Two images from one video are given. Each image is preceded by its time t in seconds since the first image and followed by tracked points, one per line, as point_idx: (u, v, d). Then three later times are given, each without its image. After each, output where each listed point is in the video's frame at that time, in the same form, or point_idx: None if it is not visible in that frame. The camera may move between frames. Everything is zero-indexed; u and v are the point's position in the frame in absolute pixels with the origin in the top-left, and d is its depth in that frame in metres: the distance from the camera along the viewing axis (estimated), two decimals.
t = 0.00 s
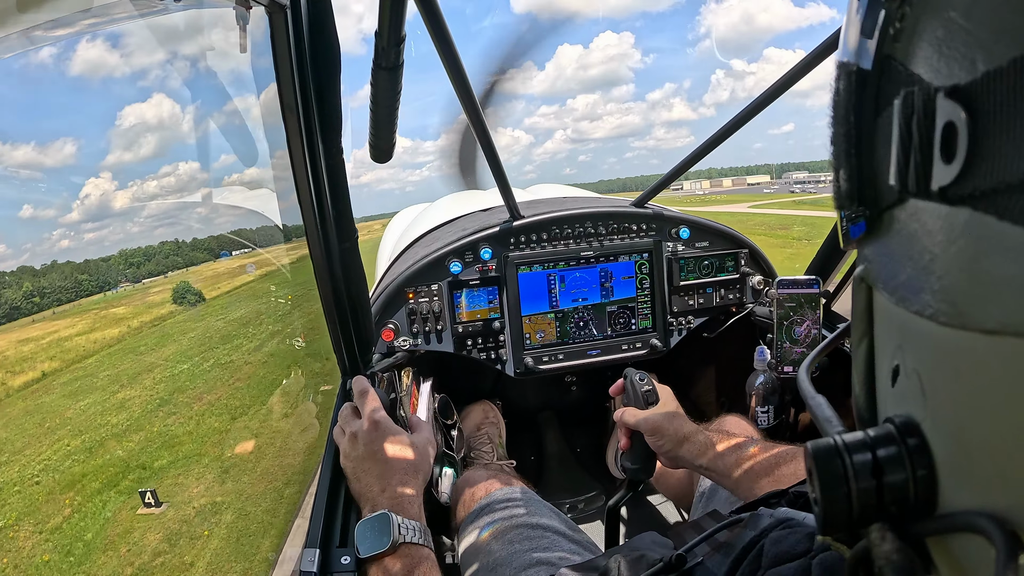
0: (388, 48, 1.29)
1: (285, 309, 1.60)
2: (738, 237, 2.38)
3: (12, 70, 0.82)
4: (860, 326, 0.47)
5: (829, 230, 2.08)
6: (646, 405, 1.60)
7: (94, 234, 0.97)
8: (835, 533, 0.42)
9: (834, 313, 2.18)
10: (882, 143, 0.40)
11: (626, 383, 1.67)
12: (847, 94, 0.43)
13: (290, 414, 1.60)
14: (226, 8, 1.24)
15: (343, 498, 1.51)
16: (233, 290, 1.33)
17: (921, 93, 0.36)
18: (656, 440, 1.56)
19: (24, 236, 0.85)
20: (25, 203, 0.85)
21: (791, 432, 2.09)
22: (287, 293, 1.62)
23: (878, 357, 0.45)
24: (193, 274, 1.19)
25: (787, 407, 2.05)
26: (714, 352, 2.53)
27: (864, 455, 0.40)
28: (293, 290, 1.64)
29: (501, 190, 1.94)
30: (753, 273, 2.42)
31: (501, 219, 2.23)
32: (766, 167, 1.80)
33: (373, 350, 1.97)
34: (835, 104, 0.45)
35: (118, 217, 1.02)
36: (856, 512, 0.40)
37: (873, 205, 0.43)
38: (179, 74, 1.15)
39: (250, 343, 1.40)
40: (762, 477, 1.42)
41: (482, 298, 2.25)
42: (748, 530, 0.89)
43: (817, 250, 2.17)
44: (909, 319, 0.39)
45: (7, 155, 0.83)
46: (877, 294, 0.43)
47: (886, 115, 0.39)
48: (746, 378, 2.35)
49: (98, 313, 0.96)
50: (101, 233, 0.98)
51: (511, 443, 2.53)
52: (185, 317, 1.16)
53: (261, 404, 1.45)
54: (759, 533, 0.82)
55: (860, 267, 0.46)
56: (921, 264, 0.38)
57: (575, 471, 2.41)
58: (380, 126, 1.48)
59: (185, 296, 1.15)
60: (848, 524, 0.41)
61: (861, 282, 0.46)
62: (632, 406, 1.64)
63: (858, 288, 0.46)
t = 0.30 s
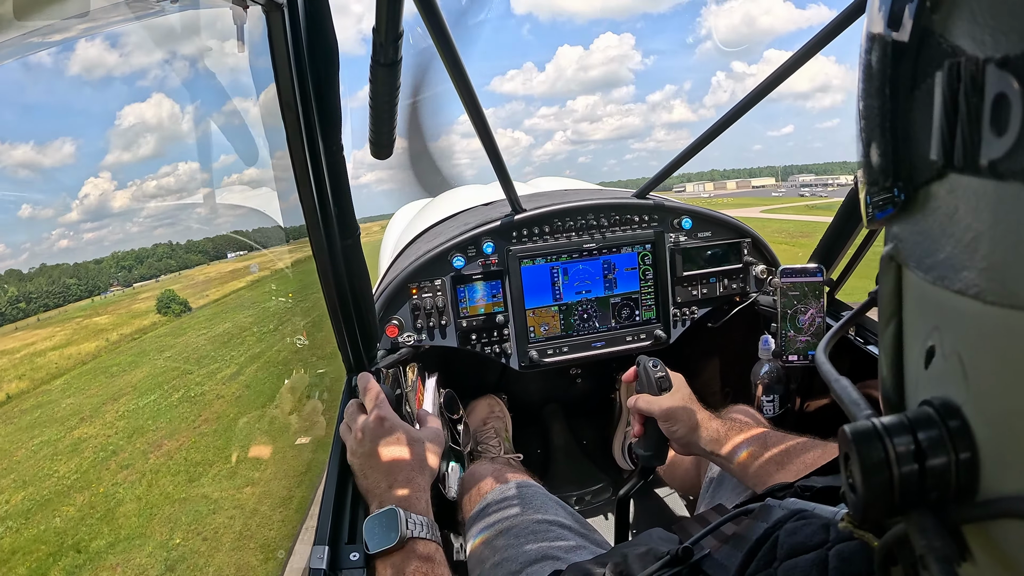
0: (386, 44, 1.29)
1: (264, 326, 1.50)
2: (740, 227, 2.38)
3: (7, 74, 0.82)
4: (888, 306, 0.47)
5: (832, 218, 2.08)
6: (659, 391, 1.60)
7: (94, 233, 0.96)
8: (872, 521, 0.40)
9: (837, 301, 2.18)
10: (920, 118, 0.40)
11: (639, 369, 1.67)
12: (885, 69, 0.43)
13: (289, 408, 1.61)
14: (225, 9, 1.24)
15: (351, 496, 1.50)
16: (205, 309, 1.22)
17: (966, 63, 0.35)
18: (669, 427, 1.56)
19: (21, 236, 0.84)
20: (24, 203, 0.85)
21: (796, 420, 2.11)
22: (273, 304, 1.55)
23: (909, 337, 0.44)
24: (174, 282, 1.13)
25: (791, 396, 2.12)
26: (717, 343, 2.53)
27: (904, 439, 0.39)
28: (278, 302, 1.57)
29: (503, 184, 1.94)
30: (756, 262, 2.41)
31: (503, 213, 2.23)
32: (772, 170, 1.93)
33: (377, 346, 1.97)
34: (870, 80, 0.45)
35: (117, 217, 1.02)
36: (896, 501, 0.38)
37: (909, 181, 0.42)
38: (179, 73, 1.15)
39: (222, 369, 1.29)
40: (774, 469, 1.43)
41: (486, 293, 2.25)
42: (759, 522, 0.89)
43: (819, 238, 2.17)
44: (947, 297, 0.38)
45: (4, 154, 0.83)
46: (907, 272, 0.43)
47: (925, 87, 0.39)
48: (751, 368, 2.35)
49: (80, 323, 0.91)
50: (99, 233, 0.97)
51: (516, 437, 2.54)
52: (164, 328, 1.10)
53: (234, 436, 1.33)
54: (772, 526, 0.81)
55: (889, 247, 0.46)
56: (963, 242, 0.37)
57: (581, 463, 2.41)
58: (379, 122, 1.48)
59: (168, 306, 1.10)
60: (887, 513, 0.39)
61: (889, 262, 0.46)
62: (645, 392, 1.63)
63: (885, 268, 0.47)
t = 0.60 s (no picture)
0: (384, 44, 1.28)
1: (247, 346, 1.39)
2: (742, 221, 2.37)
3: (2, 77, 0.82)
4: (911, 302, 0.46)
5: (834, 210, 2.07)
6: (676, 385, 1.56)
7: (94, 233, 0.97)
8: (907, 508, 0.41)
9: (840, 294, 2.17)
10: (947, 118, 0.41)
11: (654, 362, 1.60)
12: (910, 72, 0.44)
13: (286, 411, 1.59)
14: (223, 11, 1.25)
15: (356, 497, 1.50)
16: (174, 333, 1.12)
17: (994, 66, 0.36)
18: (684, 419, 1.58)
19: (18, 236, 0.85)
20: (23, 201, 0.85)
21: (800, 413, 2.11)
22: (257, 317, 1.45)
23: (933, 330, 0.44)
24: (156, 290, 1.08)
25: (796, 389, 2.13)
26: (720, 337, 2.53)
27: (940, 426, 0.39)
28: (264, 314, 1.47)
29: (504, 181, 1.93)
30: (758, 256, 2.41)
31: (504, 210, 2.23)
32: (777, 173, 1.94)
33: (380, 345, 1.97)
34: (894, 83, 0.46)
35: (117, 216, 1.01)
36: (933, 486, 0.38)
37: (935, 178, 0.42)
38: (178, 72, 1.15)
39: (196, 398, 1.20)
40: (781, 466, 1.43)
41: (488, 291, 2.26)
42: (774, 517, 0.89)
43: (821, 231, 2.16)
44: (972, 289, 0.38)
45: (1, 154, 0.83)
46: (932, 267, 0.43)
47: (951, 89, 0.40)
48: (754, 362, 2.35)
49: (61, 333, 0.88)
50: (98, 232, 0.98)
51: (521, 434, 2.54)
52: (143, 344, 1.04)
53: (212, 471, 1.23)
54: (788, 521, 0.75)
55: (912, 242, 0.45)
56: (990, 235, 0.37)
57: (586, 459, 2.41)
58: (378, 121, 1.48)
59: (151, 315, 1.05)
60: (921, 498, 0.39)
61: (913, 259, 0.45)
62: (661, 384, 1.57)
63: (907, 265, 0.46)
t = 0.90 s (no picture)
0: (379, 47, 1.29)
1: (226, 370, 1.34)
2: (742, 215, 2.37)
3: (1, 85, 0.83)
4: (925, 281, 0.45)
5: (836, 203, 2.06)
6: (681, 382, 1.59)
7: (93, 233, 0.97)
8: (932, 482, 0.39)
9: (843, 287, 2.17)
10: (960, 95, 0.41)
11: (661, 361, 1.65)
12: (924, 51, 0.44)
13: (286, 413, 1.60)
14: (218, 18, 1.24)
15: (362, 498, 1.51)
16: (155, 348, 1.08)
17: (1009, 43, 0.37)
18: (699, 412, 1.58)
19: (16, 235, 0.85)
20: (21, 200, 0.86)
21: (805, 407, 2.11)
22: (241, 333, 1.41)
23: (948, 307, 0.43)
24: (144, 297, 1.06)
25: (800, 382, 2.13)
26: (723, 333, 2.52)
27: (963, 397, 0.37)
28: (247, 332, 1.43)
29: (503, 182, 1.93)
30: (759, 251, 2.41)
31: (505, 211, 2.23)
32: (782, 175, 1.96)
33: (384, 348, 1.96)
34: (905, 62, 0.46)
35: (116, 216, 1.02)
36: (958, 456, 0.36)
37: (950, 154, 0.42)
38: (174, 74, 1.16)
39: (161, 434, 1.12)
40: (788, 461, 1.42)
41: (490, 292, 2.26)
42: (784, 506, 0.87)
43: (823, 224, 2.15)
44: (990, 265, 0.38)
45: None
46: (945, 243, 0.43)
47: (966, 66, 0.40)
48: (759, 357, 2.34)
49: (39, 345, 0.85)
50: (98, 232, 0.98)
51: (526, 435, 2.54)
52: (123, 359, 1.01)
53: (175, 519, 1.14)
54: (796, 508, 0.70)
55: (926, 219, 0.45)
56: (1009, 209, 0.37)
57: (592, 458, 2.41)
58: (376, 126, 1.48)
59: (131, 328, 1.01)
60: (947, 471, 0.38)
61: (925, 235, 0.45)
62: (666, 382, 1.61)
63: (920, 241, 0.46)
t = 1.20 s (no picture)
0: (376, 51, 1.29)
1: (206, 395, 1.25)
2: (742, 210, 2.37)
3: None
4: (938, 260, 0.45)
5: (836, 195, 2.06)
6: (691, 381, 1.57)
7: (92, 233, 0.98)
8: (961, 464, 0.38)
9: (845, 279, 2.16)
10: (975, 67, 0.41)
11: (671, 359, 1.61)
12: (931, 26, 0.44)
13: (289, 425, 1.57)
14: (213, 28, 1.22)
15: (371, 503, 1.52)
16: (131, 368, 1.03)
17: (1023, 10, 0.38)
18: (698, 419, 1.57)
19: (18, 235, 0.85)
20: (21, 201, 0.86)
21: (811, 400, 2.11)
22: (225, 351, 1.34)
23: (964, 286, 0.43)
24: (134, 303, 1.05)
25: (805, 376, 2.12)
26: (727, 329, 2.52)
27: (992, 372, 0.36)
28: (234, 350, 1.36)
29: (503, 182, 1.93)
30: (761, 245, 2.41)
31: (505, 212, 2.23)
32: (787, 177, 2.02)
33: (387, 353, 1.95)
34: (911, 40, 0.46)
35: (116, 216, 1.02)
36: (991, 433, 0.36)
37: (966, 129, 0.42)
38: (172, 74, 1.16)
39: (132, 470, 1.05)
40: (797, 454, 1.42)
41: (494, 293, 2.26)
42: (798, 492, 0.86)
43: (823, 216, 2.15)
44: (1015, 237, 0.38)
45: None
46: (961, 222, 0.42)
47: (980, 36, 0.40)
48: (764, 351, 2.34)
49: (15, 359, 0.82)
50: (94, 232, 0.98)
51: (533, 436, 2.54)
52: (99, 379, 0.95)
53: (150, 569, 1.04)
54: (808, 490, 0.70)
55: (939, 197, 0.45)
56: None
57: (599, 457, 2.40)
58: (375, 130, 1.49)
59: (110, 344, 0.97)
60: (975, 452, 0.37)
61: (937, 214, 0.45)
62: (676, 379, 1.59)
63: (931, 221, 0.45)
